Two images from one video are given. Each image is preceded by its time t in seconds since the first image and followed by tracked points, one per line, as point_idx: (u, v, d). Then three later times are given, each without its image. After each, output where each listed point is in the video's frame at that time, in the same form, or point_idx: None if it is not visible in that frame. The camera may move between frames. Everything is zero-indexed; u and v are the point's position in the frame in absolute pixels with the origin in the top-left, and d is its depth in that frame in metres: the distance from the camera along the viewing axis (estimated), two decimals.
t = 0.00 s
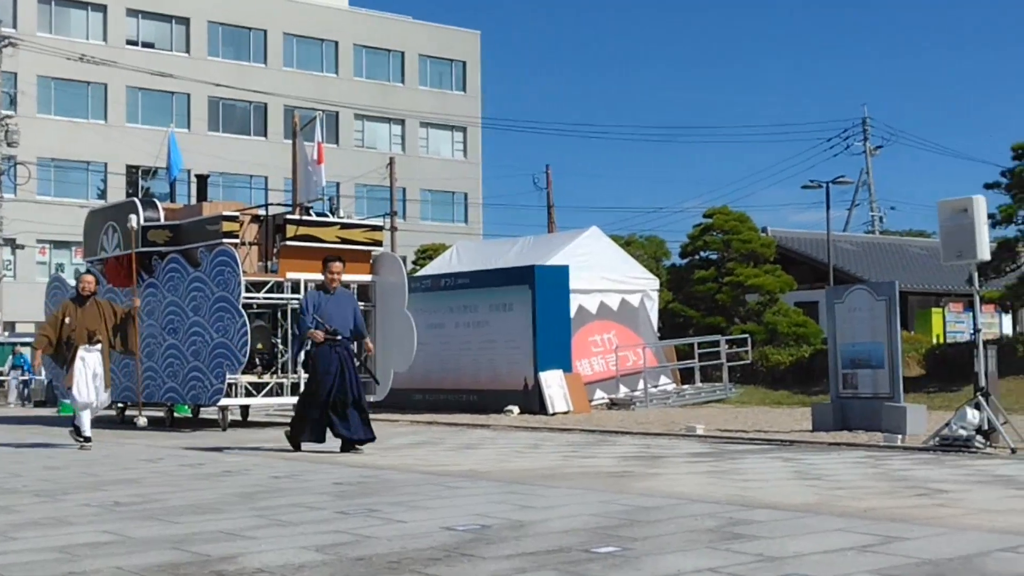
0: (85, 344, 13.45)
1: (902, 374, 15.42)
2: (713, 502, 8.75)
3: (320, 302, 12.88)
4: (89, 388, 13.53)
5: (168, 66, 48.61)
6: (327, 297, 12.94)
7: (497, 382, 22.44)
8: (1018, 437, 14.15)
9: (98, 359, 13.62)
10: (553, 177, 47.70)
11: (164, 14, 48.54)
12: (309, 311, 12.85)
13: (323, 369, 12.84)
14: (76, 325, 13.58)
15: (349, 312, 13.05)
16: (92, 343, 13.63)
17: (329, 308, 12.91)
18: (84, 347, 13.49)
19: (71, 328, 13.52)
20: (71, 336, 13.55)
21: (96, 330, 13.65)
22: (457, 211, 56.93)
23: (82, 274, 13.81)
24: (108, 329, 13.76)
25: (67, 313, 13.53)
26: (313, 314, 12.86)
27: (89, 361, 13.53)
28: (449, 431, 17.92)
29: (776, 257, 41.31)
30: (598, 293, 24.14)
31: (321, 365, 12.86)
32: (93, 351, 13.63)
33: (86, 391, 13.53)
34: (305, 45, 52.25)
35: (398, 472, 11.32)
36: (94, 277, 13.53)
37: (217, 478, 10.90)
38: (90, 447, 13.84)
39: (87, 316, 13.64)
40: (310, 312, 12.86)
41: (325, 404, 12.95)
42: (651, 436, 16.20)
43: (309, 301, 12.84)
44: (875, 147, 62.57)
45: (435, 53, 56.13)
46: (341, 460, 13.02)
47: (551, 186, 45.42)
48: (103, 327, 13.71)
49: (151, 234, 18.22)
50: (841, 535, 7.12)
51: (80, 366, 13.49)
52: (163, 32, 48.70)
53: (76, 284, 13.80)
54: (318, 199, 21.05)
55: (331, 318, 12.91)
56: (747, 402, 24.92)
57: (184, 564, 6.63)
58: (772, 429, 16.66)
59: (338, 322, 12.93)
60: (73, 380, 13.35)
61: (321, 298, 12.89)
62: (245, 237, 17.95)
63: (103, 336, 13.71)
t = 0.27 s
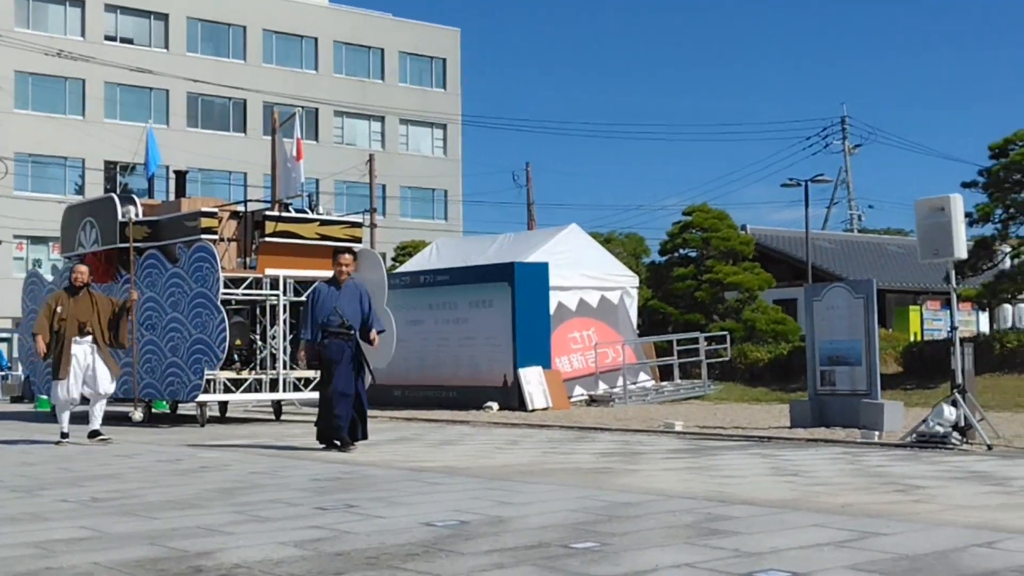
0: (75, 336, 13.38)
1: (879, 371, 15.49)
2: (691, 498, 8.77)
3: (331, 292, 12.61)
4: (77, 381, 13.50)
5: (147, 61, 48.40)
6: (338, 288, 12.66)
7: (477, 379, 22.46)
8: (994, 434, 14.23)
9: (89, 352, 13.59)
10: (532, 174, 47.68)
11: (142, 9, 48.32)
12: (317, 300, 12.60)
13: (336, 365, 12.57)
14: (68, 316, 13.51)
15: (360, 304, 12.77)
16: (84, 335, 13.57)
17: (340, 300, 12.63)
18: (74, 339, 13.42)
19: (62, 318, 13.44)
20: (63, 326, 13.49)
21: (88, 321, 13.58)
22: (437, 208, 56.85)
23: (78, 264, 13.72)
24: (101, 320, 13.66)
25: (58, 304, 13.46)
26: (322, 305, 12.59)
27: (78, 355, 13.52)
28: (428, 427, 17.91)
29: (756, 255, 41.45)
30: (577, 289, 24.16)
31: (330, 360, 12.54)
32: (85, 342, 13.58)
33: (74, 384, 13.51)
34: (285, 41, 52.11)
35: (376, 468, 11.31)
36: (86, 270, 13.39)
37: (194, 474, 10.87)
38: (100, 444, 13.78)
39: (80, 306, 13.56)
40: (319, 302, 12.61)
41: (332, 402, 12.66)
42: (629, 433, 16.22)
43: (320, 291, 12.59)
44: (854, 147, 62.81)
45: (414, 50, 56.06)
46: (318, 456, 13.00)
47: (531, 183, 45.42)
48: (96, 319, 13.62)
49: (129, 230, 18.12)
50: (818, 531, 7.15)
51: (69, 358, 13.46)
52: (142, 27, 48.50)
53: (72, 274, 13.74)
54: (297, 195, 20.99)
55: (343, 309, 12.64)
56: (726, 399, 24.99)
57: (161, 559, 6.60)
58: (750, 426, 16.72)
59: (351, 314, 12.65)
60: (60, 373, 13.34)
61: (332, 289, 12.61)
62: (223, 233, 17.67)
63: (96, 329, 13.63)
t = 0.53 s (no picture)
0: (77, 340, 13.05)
1: (862, 376, 15.54)
2: (674, 502, 8.80)
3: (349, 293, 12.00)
4: (80, 387, 13.13)
5: (130, 62, 48.25)
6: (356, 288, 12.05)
7: (460, 382, 22.46)
8: (975, 438, 14.31)
9: (93, 356, 13.18)
10: (516, 177, 47.71)
11: (126, 10, 48.16)
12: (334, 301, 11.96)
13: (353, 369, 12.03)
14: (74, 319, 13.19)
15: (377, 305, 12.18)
16: (88, 340, 13.20)
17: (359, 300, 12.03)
18: (78, 343, 13.08)
19: (66, 321, 13.14)
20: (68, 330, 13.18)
21: (94, 326, 13.21)
22: (421, 210, 56.84)
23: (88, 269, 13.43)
24: (107, 326, 13.26)
25: (63, 306, 13.16)
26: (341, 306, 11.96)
27: (82, 360, 13.14)
28: (411, 430, 17.90)
29: (739, 259, 41.57)
30: (561, 292, 24.17)
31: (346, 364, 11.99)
32: (89, 348, 13.20)
33: (76, 390, 13.13)
34: (269, 42, 52.02)
35: (359, 471, 11.30)
36: (90, 272, 13.05)
37: (176, 477, 10.84)
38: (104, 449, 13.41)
39: (85, 310, 13.23)
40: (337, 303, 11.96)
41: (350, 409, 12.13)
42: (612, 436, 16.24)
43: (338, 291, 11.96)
44: (837, 151, 63.04)
45: (399, 52, 56.03)
46: (302, 458, 12.98)
47: (515, 186, 45.43)
48: (102, 324, 13.23)
49: (112, 231, 18.05)
50: (801, 535, 7.17)
51: (73, 363, 13.11)
52: (125, 27, 48.35)
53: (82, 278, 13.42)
54: (281, 196, 20.95)
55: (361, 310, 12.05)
56: (709, 402, 25.04)
57: (143, 563, 6.58)
58: (734, 429, 16.75)
59: (370, 316, 12.07)
60: (62, 377, 13.01)
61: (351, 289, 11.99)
62: (207, 235, 17.93)
63: (103, 333, 13.24)
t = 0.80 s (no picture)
0: (87, 337, 12.95)
1: (846, 374, 15.59)
2: (660, 500, 8.82)
3: (366, 291, 11.71)
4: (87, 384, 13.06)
5: (114, 62, 48.08)
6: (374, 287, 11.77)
7: (446, 382, 22.46)
8: (960, 436, 14.37)
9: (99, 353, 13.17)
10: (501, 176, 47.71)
11: (110, 9, 47.97)
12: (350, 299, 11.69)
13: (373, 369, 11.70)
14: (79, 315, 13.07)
15: (399, 305, 11.84)
16: (93, 336, 13.16)
17: (377, 299, 11.73)
18: (85, 340, 12.99)
19: (73, 318, 13.00)
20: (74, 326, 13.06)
21: (100, 322, 13.15)
22: (407, 210, 56.81)
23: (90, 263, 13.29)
24: (112, 322, 13.25)
25: (71, 302, 13.02)
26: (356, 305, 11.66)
27: (89, 357, 13.10)
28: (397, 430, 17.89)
29: (724, 259, 41.67)
30: (546, 292, 24.19)
31: (361, 365, 11.66)
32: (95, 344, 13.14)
33: (84, 387, 13.06)
34: (254, 42, 51.92)
35: (344, 472, 11.28)
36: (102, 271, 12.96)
37: (160, 478, 10.81)
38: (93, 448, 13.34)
39: (90, 306, 13.13)
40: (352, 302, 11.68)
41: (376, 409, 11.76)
42: (598, 436, 16.25)
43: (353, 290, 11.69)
44: (821, 150, 63.24)
45: (384, 52, 56.00)
46: (287, 459, 12.96)
47: (501, 186, 45.41)
48: (108, 321, 13.21)
49: (97, 231, 18.01)
50: (786, 532, 7.19)
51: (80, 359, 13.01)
52: (109, 27, 48.17)
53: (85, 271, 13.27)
54: (266, 196, 20.91)
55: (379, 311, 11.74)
56: (694, 401, 25.09)
57: (129, 564, 6.57)
58: (719, 428, 16.78)
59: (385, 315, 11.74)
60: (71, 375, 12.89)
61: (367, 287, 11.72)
62: (192, 235, 17.89)
63: (108, 330, 13.23)
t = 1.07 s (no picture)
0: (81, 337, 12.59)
1: (822, 373, 15.65)
2: (637, 499, 8.82)
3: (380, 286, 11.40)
4: (87, 386, 12.70)
5: (88, 58, 47.78)
6: (387, 281, 11.45)
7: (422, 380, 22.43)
8: (933, 434, 14.44)
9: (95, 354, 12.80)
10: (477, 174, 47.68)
11: (83, 5, 47.65)
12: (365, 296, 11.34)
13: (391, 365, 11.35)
14: (71, 317, 12.73)
15: (414, 297, 11.53)
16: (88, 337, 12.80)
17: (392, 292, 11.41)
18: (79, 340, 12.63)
19: (65, 320, 12.66)
20: (67, 329, 12.72)
21: (93, 322, 12.83)
22: (382, 208, 56.69)
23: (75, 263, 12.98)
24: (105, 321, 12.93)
25: (61, 304, 12.67)
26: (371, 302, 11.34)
27: (85, 359, 12.73)
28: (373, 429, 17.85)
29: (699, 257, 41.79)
30: (522, 291, 24.18)
31: (380, 363, 11.30)
32: (90, 345, 12.80)
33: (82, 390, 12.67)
34: (229, 39, 51.68)
35: (320, 471, 11.24)
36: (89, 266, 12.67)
37: (134, 477, 10.73)
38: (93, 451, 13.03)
39: (81, 307, 12.79)
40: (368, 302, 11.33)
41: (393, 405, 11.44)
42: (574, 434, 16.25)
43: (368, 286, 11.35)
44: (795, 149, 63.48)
45: (359, 49, 55.85)
46: (262, 457, 12.90)
47: (477, 184, 45.37)
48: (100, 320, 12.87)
49: (70, 229, 17.88)
50: (761, 531, 7.20)
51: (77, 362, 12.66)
52: (83, 23, 47.85)
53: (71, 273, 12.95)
54: (241, 194, 20.81)
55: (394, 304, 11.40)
56: (670, 400, 25.14)
57: (103, 564, 6.52)
58: (695, 427, 16.82)
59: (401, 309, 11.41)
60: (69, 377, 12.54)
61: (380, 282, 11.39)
62: (166, 232, 17.76)
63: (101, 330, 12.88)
